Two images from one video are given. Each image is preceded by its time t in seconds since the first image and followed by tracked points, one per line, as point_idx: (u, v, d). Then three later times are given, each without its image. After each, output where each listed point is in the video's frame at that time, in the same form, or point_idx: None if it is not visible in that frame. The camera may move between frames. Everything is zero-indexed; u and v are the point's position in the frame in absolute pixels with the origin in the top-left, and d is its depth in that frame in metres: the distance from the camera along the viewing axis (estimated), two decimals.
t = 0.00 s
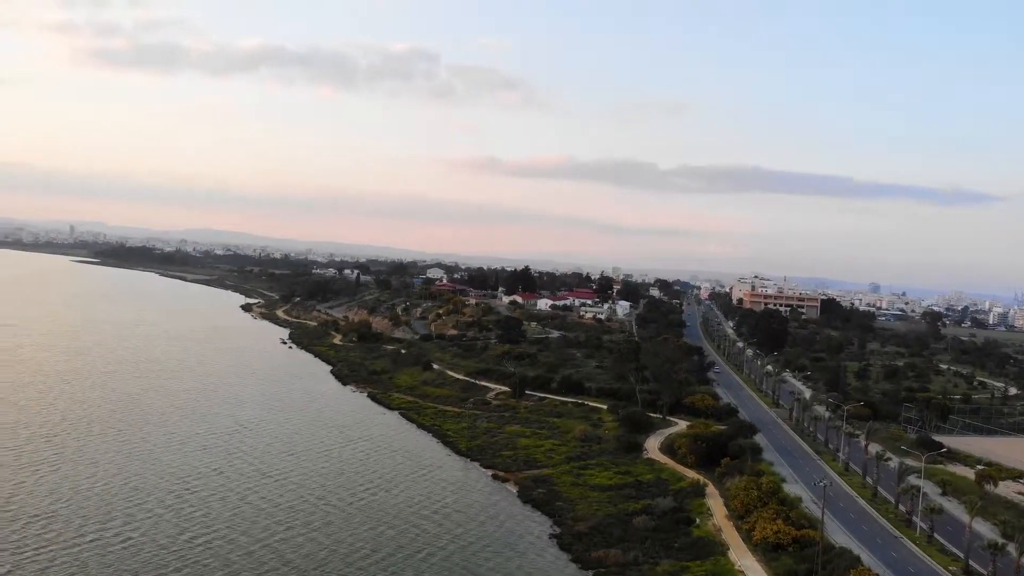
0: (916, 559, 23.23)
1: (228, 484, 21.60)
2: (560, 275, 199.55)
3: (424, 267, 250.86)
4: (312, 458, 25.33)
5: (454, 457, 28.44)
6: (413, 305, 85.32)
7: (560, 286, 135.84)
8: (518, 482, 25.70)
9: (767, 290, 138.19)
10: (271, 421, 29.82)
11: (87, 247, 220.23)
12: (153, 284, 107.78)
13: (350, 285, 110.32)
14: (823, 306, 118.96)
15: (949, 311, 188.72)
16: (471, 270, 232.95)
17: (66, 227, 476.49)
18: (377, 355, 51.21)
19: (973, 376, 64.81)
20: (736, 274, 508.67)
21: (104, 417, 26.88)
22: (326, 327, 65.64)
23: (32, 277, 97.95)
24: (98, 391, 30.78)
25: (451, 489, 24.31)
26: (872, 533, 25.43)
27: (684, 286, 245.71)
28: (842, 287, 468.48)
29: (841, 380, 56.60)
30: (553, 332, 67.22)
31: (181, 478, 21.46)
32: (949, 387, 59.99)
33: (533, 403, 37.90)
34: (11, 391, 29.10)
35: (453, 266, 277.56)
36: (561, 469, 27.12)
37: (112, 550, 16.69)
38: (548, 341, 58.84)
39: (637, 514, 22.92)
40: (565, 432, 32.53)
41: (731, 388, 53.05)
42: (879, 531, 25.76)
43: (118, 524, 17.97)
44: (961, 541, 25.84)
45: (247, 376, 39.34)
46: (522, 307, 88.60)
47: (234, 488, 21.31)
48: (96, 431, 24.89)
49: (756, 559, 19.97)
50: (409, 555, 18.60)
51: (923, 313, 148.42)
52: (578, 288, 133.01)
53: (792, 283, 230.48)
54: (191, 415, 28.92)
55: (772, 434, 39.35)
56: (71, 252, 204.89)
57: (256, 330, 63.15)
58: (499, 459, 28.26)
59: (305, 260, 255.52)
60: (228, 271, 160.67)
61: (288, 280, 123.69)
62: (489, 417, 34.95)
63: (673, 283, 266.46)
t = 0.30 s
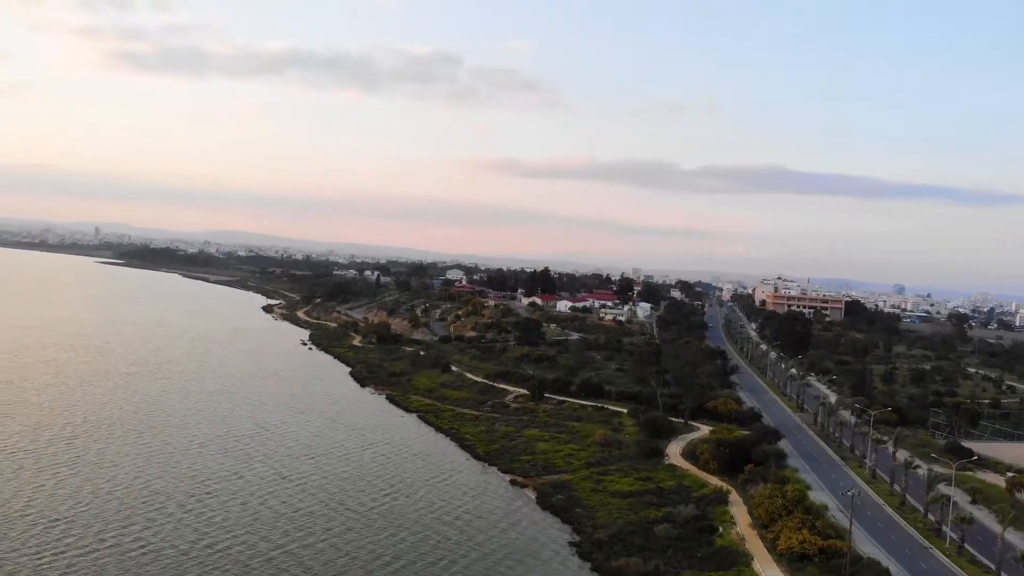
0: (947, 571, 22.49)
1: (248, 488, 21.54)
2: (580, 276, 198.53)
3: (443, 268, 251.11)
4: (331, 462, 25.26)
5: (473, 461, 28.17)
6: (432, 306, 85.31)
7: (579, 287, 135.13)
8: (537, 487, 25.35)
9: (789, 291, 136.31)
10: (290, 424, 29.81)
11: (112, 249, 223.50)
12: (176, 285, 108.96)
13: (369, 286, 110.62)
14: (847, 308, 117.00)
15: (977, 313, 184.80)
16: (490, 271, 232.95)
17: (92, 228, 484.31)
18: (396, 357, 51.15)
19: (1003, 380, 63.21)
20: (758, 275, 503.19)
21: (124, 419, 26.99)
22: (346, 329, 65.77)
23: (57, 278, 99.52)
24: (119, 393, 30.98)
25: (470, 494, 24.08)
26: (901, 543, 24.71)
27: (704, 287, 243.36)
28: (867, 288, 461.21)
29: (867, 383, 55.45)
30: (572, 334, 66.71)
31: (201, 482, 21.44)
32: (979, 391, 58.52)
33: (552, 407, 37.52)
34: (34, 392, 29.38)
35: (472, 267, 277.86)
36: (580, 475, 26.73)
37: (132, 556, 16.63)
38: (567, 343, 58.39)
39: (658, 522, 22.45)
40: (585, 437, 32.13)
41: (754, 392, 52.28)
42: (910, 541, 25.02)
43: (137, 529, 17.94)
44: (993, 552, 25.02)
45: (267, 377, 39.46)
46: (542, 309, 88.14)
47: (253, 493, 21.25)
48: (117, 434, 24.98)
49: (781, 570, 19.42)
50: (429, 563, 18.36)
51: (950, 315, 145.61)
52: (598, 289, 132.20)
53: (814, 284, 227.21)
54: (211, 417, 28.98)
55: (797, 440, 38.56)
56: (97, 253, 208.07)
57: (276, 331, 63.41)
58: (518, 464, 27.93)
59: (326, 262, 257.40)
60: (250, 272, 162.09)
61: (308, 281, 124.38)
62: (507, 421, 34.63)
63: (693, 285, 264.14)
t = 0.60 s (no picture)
0: None
1: (265, 493, 21.44)
2: (599, 277, 197.40)
3: (462, 270, 251.19)
4: (349, 466, 25.12)
5: (490, 466, 27.86)
6: (451, 308, 85.25)
7: (598, 289, 134.35)
8: (555, 494, 24.98)
9: (811, 293, 134.40)
10: (308, 427, 29.76)
11: (135, 252, 226.46)
12: (198, 287, 110.16)
13: (388, 287, 110.83)
14: (871, 310, 115.02)
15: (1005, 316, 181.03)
16: (508, 273, 232.88)
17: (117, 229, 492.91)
18: (413, 359, 51.04)
19: None
20: (780, 277, 497.48)
21: (143, 422, 27.07)
22: (364, 330, 65.84)
23: (82, 280, 101.01)
24: (139, 395, 31.15)
25: (488, 500, 23.78)
26: (930, 554, 23.96)
27: (724, 289, 241.34)
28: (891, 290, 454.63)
29: (892, 388, 54.33)
30: (591, 337, 66.20)
31: (218, 486, 21.39)
32: (1008, 397, 57.06)
33: (571, 411, 37.17)
34: (55, 395, 29.62)
35: (491, 269, 278.41)
36: (599, 481, 26.30)
37: (149, 562, 16.51)
38: (586, 345, 57.90)
39: (679, 531, 21.97)
40: (604, 441, 31.70)
41: (776, 397, 51.43)
42: (939, 552, 24.27)
43: (155, 533, 17.89)
44: None
45: (285, 380, 39.52)
46: (560, 311, 87.79)
47: (270, 497, 21.12)
48: (135, 437, 25.03)
49: None
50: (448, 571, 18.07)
51: (977, 317, 142.70)
52: (617, 291, 131.41)
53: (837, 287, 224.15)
54: (229, 420, 28.99)
55: (821, 447, 37.74)
56: (122, 255, 211.64)
57: (295, 333, 63.65)
58: (536, 469, 27.58)
59: (345, 263, 260.12)
60: (270, 273, 163.46)
61: (327, 283, 125.01)
62: (525, 425, 34.31)
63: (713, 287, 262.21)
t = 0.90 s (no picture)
0: None
1: (284, 498, 21.38)
2: (619, 279, 196.39)
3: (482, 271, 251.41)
4: (367, 470, 25.02)
5: (508, 471, 27.58)
6: (470, 309, 85.25)
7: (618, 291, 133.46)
8: (575, 501, 24.64)
9: (835, 295, 132.46)
10: (327, 430, 29.74)
11: (160, 252, 229.62)
12: (221, 288, 111.31)
13: (408, 289, 111.05)
14: (897, 313, 113.03)
15: None
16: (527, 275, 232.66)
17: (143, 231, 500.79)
18: (432, 361, 50.93)
19: None
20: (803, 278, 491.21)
21: (162, 424, 27.21)
22: (383, 332, 65.93)
23: (108, 282, 102.57)
24: (159, 398, 31.37)
25: (507, 506, 23.52)
26: (961, 566, 23.24)
27: (745, 291, 238.72)
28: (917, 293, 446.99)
29: (919, 393, 53.18)
30: (611, 340, 65.66)
31: (237, 491, 21.36)
32: None
33: (590, 415, 36.80)
34: (77, 397, 29.88)
35: (511, 271, 278.33)
36: (619, 488, 25.92)
37: (166, 569, 16.47)
38: (606, 348, 57.45)
39: (702, 540, 21.53)
40: (624, 447, 31.28)
41: (801, 402, 50.56)
42: (971, 564, 23.51)
43: (173, 539, 17.87)
44: None
45: (304, 382, 39.60)
46: (580, 313, 87.34)
47: (288, 502, 21.04)
48: (155, 440, 25.16)
49: None
50: None
51: (1006, 320, 139.67)
52: (637, 293, 130.50)
53: (861, 289, 220.83)
54: (248, 423, 29.06)
55: (847, 453, 36.98)
56: (146, 256, 214.67)
57: (315, 334, 63.95)
58: (555, 475, 27.26)
59: (366, 264, 261.76)
60: (292, 274, 164.91)
61: (348, 284, 125.73)
62: (544, 429, 34.02)
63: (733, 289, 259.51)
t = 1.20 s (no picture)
0: None
1: (303, 503, 21.34)
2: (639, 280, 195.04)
3: (502, 272, 251.28)
4: (387, 475, 24.91)
5: (527, 477, 27.30)
6: (489, 311, 85.07)
7: (638, 293, 132.60)
8: (594, 509, 24.28)
9: (860, 298, 130.27)
10: (346, 433, 29.73)
11: (185, 254, 232.43)
12: (243, 290, 112.38)
13: (428, 291, 111.20)
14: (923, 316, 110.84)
15: None
16: (547, 276, 232.08)
17: (167, 233, 507.97)
18: (451, 364, 50.80)
19: None
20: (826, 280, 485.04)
21: (182, 427, 27.35)
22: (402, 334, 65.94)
23: (133, 284, 104.00)
24: (179, 400, 31.56)
25: (526, 513, 23.28)
26: None
27: (767, 293, 235.85)
28: (943, 295, 439.00)
29: (948, 398, 51.99)
30: (632, 343, 65.09)
31: (256, 495, 21.38)
32: None
33: (611, 420, 36.39)
34: (98, 399, 30.14)
35: (530, 272, 278.00)
36: (640, 495, 25.52)
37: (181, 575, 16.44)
38: (626, 351, 56.96)
39: (724, 551, 21.07)
40: (645, 453, 30.85)
41: (825, 407, 49.71)
42: None
43: (191, 544, 17.88)
44: None
45: (323, 384, 39.69)
46: (600, 315, 86.81)
47: (303, 508, 20.96)
48: (175, 443, 25.26)
49: None
50: None
51: None
52: (657, 295, 129.63)
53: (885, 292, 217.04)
54: (268, 426, 29.14)
55: (873, 460, 36.18)
56: (171, 257, 217.61)
57: (334, 336, 64.18)
58: (575, 481, 26.91)
59: (386, 266, 262.93)
60: (314, 276, 166.09)
61: (368, 286, 126.35)
62: (563, 434, 33.70)
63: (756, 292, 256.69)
